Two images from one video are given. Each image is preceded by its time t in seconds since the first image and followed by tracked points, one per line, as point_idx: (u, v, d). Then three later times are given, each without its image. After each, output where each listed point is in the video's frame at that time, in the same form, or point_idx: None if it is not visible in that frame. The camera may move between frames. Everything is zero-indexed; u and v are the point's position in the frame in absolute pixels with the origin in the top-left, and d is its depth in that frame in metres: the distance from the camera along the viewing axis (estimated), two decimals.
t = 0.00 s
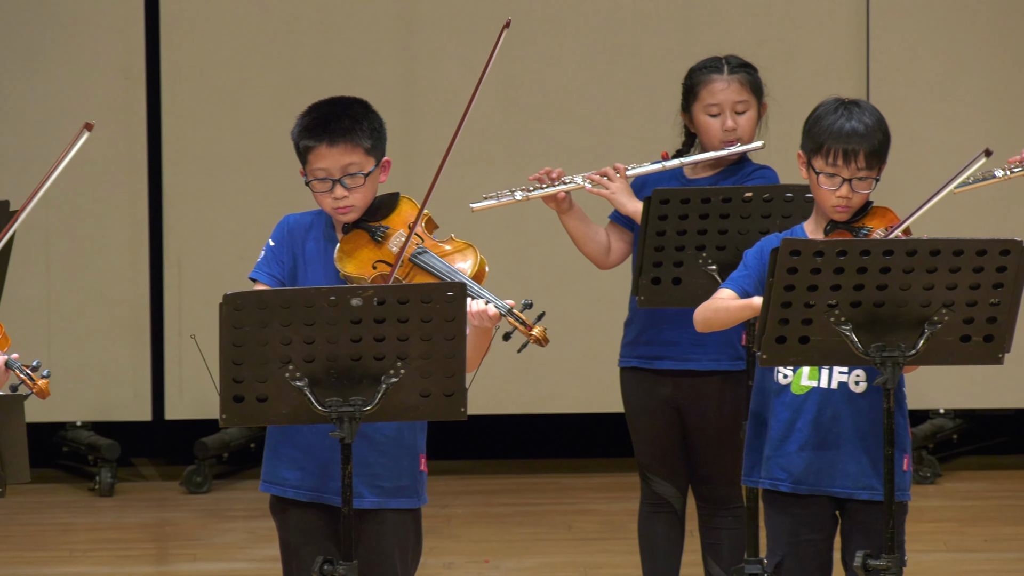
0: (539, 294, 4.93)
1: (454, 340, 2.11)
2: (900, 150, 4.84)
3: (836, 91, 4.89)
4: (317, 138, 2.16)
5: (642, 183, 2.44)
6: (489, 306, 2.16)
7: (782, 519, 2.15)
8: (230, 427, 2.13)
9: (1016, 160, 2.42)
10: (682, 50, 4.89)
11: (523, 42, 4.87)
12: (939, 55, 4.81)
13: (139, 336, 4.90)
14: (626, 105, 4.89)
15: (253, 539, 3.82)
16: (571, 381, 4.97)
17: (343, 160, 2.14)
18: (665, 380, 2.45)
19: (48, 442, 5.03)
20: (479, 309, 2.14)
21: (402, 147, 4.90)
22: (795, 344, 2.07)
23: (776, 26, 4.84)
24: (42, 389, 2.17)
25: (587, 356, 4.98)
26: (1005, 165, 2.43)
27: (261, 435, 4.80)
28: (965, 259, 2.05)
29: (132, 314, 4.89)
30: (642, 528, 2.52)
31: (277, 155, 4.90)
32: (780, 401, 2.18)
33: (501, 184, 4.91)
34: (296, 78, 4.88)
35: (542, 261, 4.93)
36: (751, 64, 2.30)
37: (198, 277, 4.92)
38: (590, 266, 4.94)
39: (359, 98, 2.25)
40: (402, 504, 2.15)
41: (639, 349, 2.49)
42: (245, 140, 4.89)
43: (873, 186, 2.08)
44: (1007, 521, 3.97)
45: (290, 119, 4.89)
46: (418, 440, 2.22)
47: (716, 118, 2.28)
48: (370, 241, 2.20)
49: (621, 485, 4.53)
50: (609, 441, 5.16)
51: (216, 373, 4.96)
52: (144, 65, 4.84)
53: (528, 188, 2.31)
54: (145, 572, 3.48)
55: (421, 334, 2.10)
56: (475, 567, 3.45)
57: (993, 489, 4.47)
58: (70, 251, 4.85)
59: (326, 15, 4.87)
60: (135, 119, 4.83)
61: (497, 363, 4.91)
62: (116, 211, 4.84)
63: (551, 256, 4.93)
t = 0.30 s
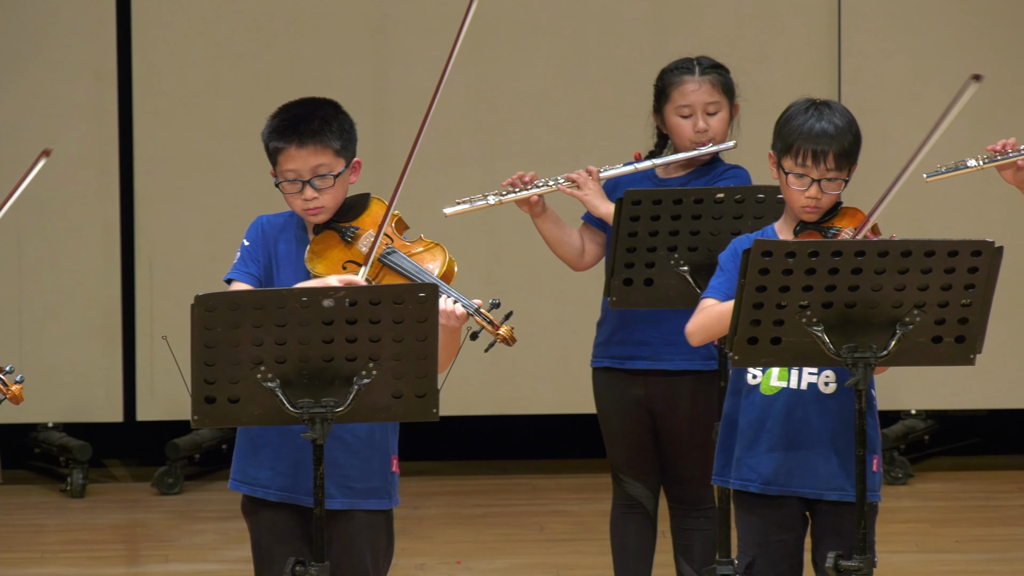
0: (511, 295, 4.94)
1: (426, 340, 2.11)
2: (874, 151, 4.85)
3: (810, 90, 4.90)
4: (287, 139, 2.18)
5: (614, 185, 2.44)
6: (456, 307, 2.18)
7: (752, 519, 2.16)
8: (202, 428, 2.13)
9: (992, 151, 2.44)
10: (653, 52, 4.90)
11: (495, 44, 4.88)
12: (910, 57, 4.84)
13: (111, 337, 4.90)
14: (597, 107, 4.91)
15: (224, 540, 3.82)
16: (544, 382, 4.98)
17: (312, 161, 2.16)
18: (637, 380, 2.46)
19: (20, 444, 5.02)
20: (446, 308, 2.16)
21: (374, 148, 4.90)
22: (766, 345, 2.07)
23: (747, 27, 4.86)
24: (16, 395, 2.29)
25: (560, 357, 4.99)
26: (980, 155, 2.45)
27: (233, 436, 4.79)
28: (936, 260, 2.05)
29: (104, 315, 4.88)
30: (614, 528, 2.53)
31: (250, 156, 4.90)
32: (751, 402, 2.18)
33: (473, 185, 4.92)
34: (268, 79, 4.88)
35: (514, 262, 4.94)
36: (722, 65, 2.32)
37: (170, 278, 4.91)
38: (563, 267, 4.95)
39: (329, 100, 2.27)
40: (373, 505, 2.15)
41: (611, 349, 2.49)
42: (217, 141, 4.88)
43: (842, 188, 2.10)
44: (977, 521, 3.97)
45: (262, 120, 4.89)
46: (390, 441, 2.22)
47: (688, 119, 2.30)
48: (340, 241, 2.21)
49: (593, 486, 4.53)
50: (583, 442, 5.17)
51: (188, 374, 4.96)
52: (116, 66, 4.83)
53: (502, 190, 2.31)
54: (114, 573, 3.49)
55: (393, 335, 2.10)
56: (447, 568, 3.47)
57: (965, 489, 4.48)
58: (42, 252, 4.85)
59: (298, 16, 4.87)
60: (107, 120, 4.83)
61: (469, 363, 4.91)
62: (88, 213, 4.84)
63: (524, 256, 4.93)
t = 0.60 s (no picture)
0: (486, 297, 4.95)
1: (400, 343, 2.11)
2: (846, 154, 4.88)
3: (782, 93, 4.93)
4: (262, 142, 2.17)
5: (588, 188, 2.49)
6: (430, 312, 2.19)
7: (726, 521, 2.16)
8: (176, 431, 2.12)
9: (968, 144, 2.53)
10: (626, 54, 4.93)
11: (467, 46, 4.90)
12: (880, 59, 4.87)
13: (85, 339, 4.90)
14: (571, 109, 4.93)
15: (197, 543, 3.83)
16: (518, 384, 4.99)
17: (287, 164, 2.16)
18: (610, 382, 2.47)
19: None
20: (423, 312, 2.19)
21: (348, 150, 4.92)
22: (741, 347, 2.07)
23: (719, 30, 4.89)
24: None
25: (534, 358, 5.01)
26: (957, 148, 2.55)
27: (206, 438, 4.80)
28: (910, 262, 2.06)
29: (78, 318, 4.88)
30: (587, 530, 2.54)
31: (224, 158, 4.90)
32: (725, 405, 2.18)
33: (446, 187, 4.93)
34: (242, 81, 4.89)
35: (487, 264, 4.95)
36: (697, 68, 2.36)
37: (144, 281, 4.91)
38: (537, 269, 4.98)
39: (304, 102, 2.27)
40: (348, 508, 2.15)
41: (584, 351, 2.50)
42: (191, 143, 4.89)
43: (814, 191, 2.11)
44: (950, 523, 3.99)
45: (235, 122, 4.90)
46: (364, 443, 2.22)
47: (662, 122, 2.34)
48: (314, 243, 2.22)
49: (566, 488, 4.55)
50: (559, 444, 5.19)
51: (161, 376, 4.96)
52: (89, 68, 4.84)
53: (476, 193, 2.37)
54: None
55: (367, 337, 2.10)
56: (420, 570, 3.48)
57: (938, 491, 4.50)
58: (15, 254, 4.84)
59: (271, 18, 4.88)
60: (81, 122, 4.83)
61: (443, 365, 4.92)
62: (62, 215, 4.84)
63: (497, 259, 4.95)
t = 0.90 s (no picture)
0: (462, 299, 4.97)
1: (375, 346, 2.11)
2: (820, 156, 4.90)
3: (756, 95, 4.94)
4: (241, 144, 2.16)
5: (564, 191, 2.55)
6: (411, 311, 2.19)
7: (700, 524, 2.17)
8: (151, 434, 2.10)
9: (944, 147, 2.70)
10: (601, 57, 4.95)
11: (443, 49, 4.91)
12: (854, 62, 4.89)
13: (61, 342, 4.89)
14: (546, 112, 4.95)
15: (172, 546, 3.83)
16: (494, 386, 5.00)
17: (266, 166, 2.15)
18: (585, 385, 2.49)
19: None
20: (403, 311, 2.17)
21: (324, 152, 4.93)
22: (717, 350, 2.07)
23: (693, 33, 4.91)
24: None
25: (510, 361, 5.01)
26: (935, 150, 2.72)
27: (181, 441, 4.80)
28: (886, 265, 2.05)
29: (53, 320, 4.87)
30: (562, 532, 2.56)
31: (199, 161, 4.90)
32: (700, 408, 2.19)
33: (421, 189, 4.95)
34: (217, 83, 4.90)
35: (463, 267, 4.97)
36: (672, 72, 2.43)
37: (119, 283, 4.91)
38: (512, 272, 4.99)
39: (282, 105, 2.26)
40: (323, 511, 2.15)
41: (559, 354, 2.52)
42: (166, 145, 4.89)
43: (790, 193, 2.11)
44: (925, 526, 3.99)
45: (211, 125, 4.91)
46: (340, 446, 2.23)
47: (639, 125, 2.40)
48: (293, 246, 2.22)
49: (543, 491, 4.57)
50: (536, 446, 5.21)
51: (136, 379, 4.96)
52: (64, 70, 4.84)
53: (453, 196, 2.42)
54: None
55: (343, 340, 2.09)
56: (395, 573, 3.49)
57: (913, 493, 4.51)
58: None
59: (247, 20, 4.89)
60: (56, 124, 4.83)
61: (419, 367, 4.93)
62: (37, 218, 4.84)
63: (473, 261, 4.96)
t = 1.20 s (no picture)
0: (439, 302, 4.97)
1: (351, 348, 2.10)
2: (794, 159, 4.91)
3: (730, 98, 4.96)
4: (217, 139, 2.16)
5: (540, 193, 2.56)
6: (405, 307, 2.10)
7: (675, 526, 2.17)
8: (125, 436, 2.09)
9: (918, 141, 2.71)
10: (576, 61, 4.97)
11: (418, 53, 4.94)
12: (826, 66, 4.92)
13: (36, 345, 4.89)
14: (522, 115, 4.97)
15: (148, 548, 3.84)
16: (470, 389, 5.01)
17: (242, 162, 2.14)
18: (559, 387, 2.50)
19: None
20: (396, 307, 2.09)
21: (299, 155, 4.94)
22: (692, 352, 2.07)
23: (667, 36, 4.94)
24: None
25: (486, 363, 5.02)
26: (906, 144, 2.73)
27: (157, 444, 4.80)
28: (861, 267, 2.05)
29: (28, 323, 4.87)
30: (538, 535, 2.56)
31: (174, 164, 4.91)
32: (675, 410, 2.19)
33: (396, 193, 4.96)
34: (193, 87, 4.91)
35: (438, 269, 4.98)
36: (647, 75, 2.45)
37: (94, 286, 4.91)
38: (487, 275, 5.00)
39: (258, 104, 2.26)
40: (297, 514, 2.16)
41: (533, 356, 2.53)
42: (142, 148, 4.90)
43: (765, 195, 2.12)
44: (900, 528, 4.00)
45: (187, 128, 4.92)
46: (314, 450, 2.23)
47: (614, 127, 2.40)
48: (272, 245, 2.21)
49: (518, 493, 4.58)
50: (513, 448, 5.21)
51: (112, 381, 4.96)
52: (40, 74, 4.85)
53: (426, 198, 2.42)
54: None
55: (317, 342, 2.09)
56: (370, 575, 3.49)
57: (889, 495, 4.51)
58: None
59: (223, 24, 4.90)
60: (31, 128, 4.84)
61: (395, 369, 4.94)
62: (12, 221, 4.84)
63: (449, 264, 4.98)
